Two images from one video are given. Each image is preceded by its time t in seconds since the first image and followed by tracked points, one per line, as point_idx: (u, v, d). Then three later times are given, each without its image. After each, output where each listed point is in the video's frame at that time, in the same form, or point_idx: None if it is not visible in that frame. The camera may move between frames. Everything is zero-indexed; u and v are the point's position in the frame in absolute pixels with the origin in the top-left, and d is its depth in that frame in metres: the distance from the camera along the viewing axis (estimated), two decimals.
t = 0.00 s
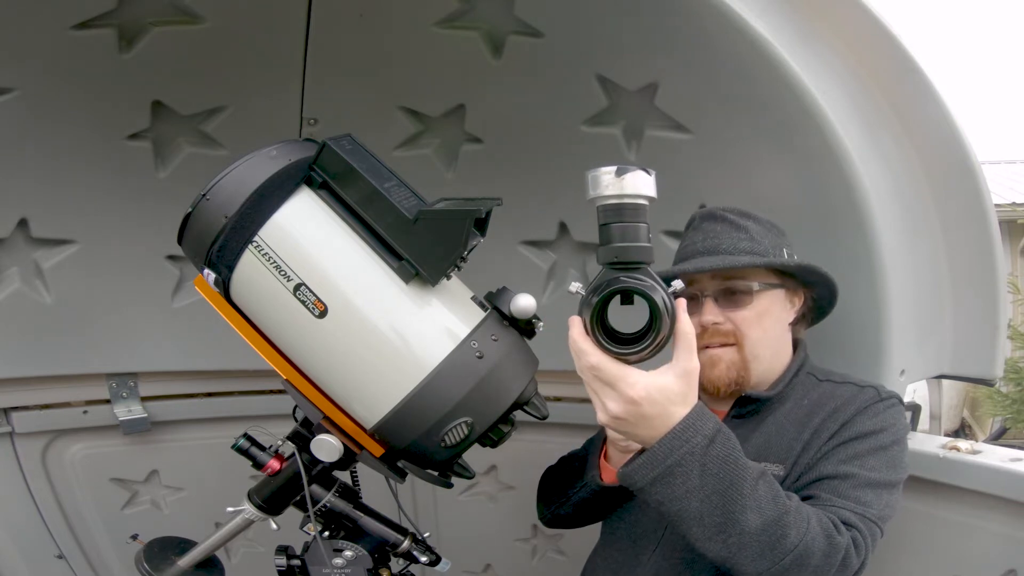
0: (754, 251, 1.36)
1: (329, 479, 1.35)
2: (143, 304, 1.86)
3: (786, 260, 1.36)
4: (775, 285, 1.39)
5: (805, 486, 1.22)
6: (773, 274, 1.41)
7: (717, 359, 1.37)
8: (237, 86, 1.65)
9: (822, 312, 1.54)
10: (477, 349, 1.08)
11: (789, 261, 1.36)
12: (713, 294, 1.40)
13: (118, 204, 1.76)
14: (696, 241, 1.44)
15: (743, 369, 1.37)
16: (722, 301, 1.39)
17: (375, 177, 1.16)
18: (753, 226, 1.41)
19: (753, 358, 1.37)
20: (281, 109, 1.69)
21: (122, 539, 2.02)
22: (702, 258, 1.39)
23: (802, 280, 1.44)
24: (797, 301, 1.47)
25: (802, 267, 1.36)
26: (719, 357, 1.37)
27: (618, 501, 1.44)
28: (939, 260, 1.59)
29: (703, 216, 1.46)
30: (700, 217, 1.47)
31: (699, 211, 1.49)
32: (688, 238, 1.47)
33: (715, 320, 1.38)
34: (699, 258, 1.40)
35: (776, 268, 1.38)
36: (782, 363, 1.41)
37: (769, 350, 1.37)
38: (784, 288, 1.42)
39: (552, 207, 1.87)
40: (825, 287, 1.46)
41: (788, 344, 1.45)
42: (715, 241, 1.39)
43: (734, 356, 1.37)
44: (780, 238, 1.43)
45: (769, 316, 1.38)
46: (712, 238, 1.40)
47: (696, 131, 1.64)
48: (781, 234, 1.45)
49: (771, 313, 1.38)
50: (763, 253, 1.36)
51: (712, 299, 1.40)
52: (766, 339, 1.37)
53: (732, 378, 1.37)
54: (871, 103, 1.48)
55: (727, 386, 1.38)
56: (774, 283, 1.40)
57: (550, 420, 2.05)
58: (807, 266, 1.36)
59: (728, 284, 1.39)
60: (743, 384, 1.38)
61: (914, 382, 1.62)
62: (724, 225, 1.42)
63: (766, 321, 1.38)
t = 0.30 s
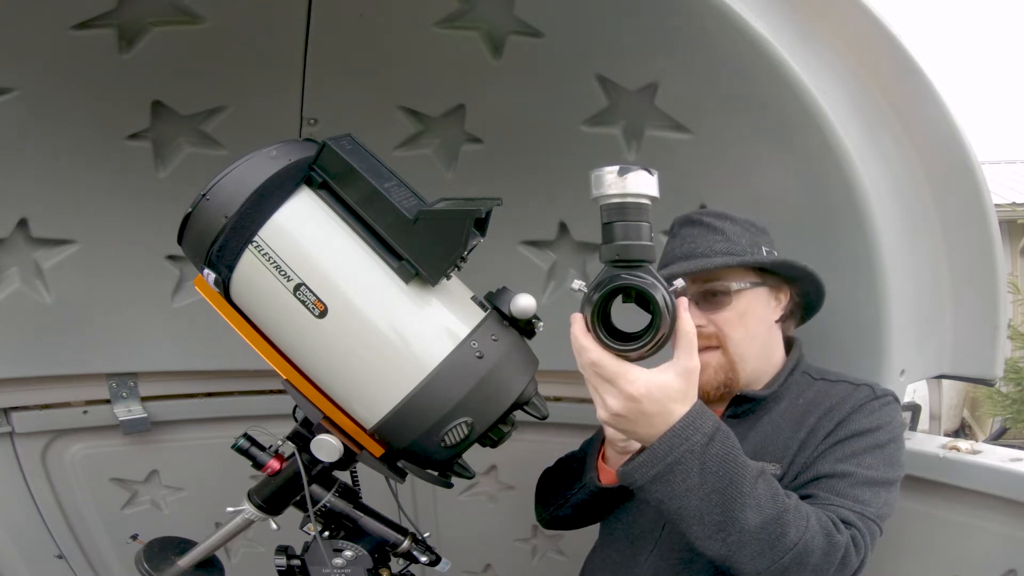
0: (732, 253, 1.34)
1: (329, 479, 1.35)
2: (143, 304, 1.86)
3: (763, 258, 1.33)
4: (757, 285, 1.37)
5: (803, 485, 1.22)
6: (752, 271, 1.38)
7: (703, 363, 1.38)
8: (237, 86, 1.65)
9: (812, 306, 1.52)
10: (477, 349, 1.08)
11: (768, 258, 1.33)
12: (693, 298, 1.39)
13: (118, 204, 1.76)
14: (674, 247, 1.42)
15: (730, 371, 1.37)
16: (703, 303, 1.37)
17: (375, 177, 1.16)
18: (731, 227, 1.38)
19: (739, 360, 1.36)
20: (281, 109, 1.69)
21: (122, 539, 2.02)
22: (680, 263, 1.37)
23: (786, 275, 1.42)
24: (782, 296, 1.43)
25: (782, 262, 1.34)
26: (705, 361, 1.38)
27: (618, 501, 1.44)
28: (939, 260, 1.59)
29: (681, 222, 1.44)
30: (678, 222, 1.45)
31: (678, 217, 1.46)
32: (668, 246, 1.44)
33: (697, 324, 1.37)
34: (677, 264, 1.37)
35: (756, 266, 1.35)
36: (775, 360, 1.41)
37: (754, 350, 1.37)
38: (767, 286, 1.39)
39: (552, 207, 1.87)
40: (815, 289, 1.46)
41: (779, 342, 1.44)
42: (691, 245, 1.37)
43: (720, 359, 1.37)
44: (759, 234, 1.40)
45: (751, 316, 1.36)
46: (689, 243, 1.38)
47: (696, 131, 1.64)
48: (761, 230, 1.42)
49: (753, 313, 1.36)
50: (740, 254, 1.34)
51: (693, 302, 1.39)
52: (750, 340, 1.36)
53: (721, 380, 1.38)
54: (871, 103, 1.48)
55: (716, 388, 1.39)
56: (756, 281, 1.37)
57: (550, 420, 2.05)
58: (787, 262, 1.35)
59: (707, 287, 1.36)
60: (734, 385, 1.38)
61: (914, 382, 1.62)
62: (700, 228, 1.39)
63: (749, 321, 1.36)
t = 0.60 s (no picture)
0: (724, 254, 1.33)
1: (329, 479, 1.35)
2: (143, 304, 1.86)
3: (756, 259, 1.32)
4: (749, 285, 1.35)
5: (802, 485, 1.22)
6: (744, 272, 1.36)
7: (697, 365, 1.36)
8: (237, 87, 1.65)
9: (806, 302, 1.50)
10: (477, 349, 1.08)
11: (758, 259, 1.32)
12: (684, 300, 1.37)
13: (118, 204, 1.76)
14: (666, 251, 1.40)
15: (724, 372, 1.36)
16: (695, 305, 1.35)
17: (375, 177, 1.16)
18: (721, 229, 1.36)
19: (733, 360, 1.35)
20: (281, 109, 1.69)
21: (122, 539, 2.02)
22: (672, 266, 1.36)
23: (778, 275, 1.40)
24: (774, 296, 1.42)
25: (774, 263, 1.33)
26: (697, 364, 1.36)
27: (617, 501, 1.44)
28: (939, 260, 1.59)
29: (673, 224, 1.43)
30: (670, 225, 1.44)
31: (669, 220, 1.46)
32: (660, 248, 1.43)
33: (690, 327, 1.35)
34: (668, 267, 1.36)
35: (748, 267, 1.33)
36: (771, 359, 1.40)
37: (747, 350, 1.35)
38: (759, 286, 1.37)
39: (552, 207, 1.87)
40: (810, 291, 1.46)
41: (773, 341, 1.43)
42: (684, 248, 1.36)
43: (713, 361, 1.35)
44: (749, 234, 1.39)
45: (744, 317, 1.34)
46: (681, 246, 1.37)
47: (696, 131, 1.64)
48: (751, 230, 1.41)
49: (745, 314, 1.34)
50: (732, 255, 1.33)
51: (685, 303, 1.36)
52: (744, 340, 1.34)
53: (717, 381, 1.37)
54: (871, 103, 1.48)
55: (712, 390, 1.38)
56: (749, 281, 1.35)
57: (550, 420, 2.05)
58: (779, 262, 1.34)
59: (699, 288, 1.34)
60: (728, 386, 1.37)
61: (914, 382, 1.62)
62: (692, 231, 1.38)
63: (742, 322, 1.35)
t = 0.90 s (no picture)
0: (711, 256, 1.31)
1: (329, 479, 1.35)
2: (143, 304, 1.86)
3: (743, 259, 1.30)
4: (737, 287, 1.33)
5: (802, 485, 1.22)
6: (732, 273, 1.34)
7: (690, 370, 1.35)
8: (237, 87, 1.65)
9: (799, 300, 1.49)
10: (477, 349, 1.08)
11: (745, 259, 1.30)
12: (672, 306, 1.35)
13: (118, 204, 1.76)
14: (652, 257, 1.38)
15: (717, 373, 1.35)
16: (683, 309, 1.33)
17: (375, 176, 1.16)
18: (707, 232, 1.34)
19: (725, 361, 1.34)
20: (281, 109, 1.69)
21: (122, 539, 2.02)
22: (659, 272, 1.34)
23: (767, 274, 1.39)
24: (764, 295, 1.41)
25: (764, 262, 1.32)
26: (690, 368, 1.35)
27: (617, 500, 1.44)
28: (939, 260, 1.59)
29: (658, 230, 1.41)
30: (656, 231, 1.42)
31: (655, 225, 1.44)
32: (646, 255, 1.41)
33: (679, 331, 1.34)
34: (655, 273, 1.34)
35: (737, 268, 1.31)
36: (767, 357, 1.41)
37: (738, 350, 1.34)
38: (748, 286, 1.36)
39: (552, 207, 1.87)
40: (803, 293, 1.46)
41: (767, 340, 1.42)
42: (670, 254, 1.34)
43: (705, 364, 1.34)
44: (735, 234, 1.38)
45: (733, 317, 1.33)
46: (667, 251, 1.35)
47: (696, 131, 1.64)
48: (738, 230, 1.39)
49: (734, 315, 1.33)
50: (720, 257, 1.31)
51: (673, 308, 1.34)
52: (733, 340, 1.34)
53: (712, 383, 1.36)
54: (871, 103, 1.48)
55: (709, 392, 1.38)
56: (737, 282, 1.34)
57: (549, 420, 2.05)
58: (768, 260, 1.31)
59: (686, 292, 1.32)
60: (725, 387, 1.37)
61: (914, 382, 1.62)
62: (678, 236, 1.37)
63: (731, 322, 1.33)
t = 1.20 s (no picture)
0: (719, 256, 1.31)
1: (329, 479, 1.35)
2: (143, 304, 1.86)
3: (751, 260, 1.31)
4: (744, 288, 1.33)
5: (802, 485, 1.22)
6: (738, 273, 1.34)
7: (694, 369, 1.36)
8: (237, 87, 1.65)
9: (801, 296, 1.48)
10: (477, 349, 1.08)
11: (752, 260, 1.30)
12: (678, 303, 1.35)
13: (118, 204, 1.76)
14: (659, 254, 1.38)
15: (722, 374, 1.35)
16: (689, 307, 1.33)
17: (375, 177, 1.16)
18: (714, 231, 1.35)
19: (729, 362, 1.34)
20: (281, 109, 1.69)
21: (122, 539, 2.02)
22: (666, 269, 1.34)
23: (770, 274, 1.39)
24: (770, 296, 1.41)
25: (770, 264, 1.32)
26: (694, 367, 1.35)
27: (617, 500, 1.44)
28: (939, 260, 1.59)
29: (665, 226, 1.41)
30: (663, 227, 1.42)
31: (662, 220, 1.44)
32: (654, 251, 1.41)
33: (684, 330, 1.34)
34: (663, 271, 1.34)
35: (744, 269, 1.32)
36: (769, 359, 1.41)
37: (743, 350, 1.34)
38: (753, 287, 1.36)
39: (552, 207, 1.87)
40: (805, 291, 1.46)
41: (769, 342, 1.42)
42: (678, 252, 1.34)
43: (710, 364, 1.35)
44: (742, 234, 1.38)
45: (738, 317, 1.33)
46: (674, 249, 1.35)
47: (696, 131, 1.64)
48: (744, 231, 1.40)
49: (740, 316, 1.33)
50: (728, 257, 1.31)
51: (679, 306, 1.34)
52: (739, 340, 1.33)
53: (716, 383, 1.37)
54: (871, 103, 1.48)
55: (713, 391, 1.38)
56: (743, 281, 1.34)
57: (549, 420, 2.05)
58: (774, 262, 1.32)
59: (693, 291, 1.32)
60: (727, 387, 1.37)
61: (914, 382, 1.62)
62: (686, 233, 1.37)
63: (737, 322, 1.33)
